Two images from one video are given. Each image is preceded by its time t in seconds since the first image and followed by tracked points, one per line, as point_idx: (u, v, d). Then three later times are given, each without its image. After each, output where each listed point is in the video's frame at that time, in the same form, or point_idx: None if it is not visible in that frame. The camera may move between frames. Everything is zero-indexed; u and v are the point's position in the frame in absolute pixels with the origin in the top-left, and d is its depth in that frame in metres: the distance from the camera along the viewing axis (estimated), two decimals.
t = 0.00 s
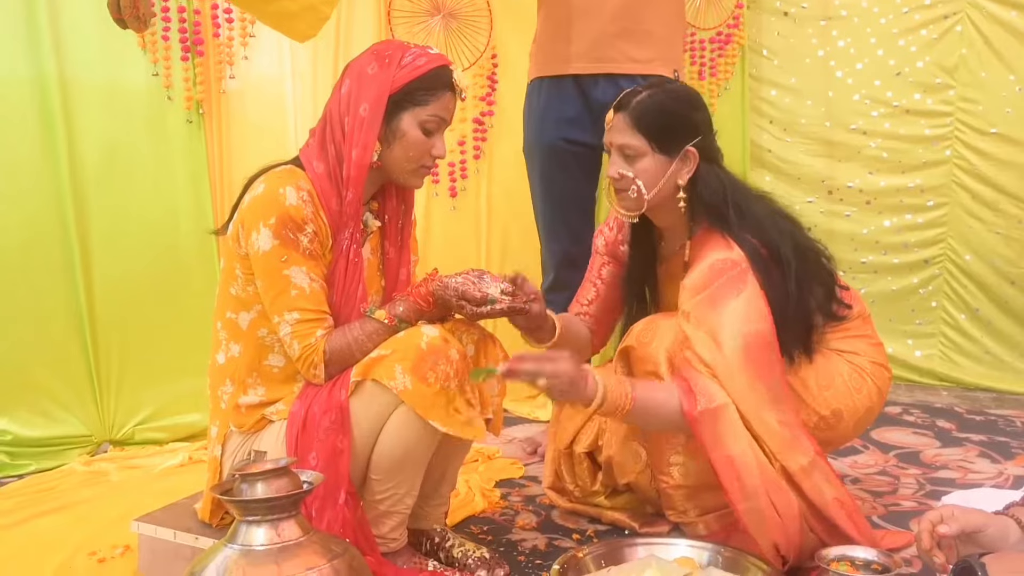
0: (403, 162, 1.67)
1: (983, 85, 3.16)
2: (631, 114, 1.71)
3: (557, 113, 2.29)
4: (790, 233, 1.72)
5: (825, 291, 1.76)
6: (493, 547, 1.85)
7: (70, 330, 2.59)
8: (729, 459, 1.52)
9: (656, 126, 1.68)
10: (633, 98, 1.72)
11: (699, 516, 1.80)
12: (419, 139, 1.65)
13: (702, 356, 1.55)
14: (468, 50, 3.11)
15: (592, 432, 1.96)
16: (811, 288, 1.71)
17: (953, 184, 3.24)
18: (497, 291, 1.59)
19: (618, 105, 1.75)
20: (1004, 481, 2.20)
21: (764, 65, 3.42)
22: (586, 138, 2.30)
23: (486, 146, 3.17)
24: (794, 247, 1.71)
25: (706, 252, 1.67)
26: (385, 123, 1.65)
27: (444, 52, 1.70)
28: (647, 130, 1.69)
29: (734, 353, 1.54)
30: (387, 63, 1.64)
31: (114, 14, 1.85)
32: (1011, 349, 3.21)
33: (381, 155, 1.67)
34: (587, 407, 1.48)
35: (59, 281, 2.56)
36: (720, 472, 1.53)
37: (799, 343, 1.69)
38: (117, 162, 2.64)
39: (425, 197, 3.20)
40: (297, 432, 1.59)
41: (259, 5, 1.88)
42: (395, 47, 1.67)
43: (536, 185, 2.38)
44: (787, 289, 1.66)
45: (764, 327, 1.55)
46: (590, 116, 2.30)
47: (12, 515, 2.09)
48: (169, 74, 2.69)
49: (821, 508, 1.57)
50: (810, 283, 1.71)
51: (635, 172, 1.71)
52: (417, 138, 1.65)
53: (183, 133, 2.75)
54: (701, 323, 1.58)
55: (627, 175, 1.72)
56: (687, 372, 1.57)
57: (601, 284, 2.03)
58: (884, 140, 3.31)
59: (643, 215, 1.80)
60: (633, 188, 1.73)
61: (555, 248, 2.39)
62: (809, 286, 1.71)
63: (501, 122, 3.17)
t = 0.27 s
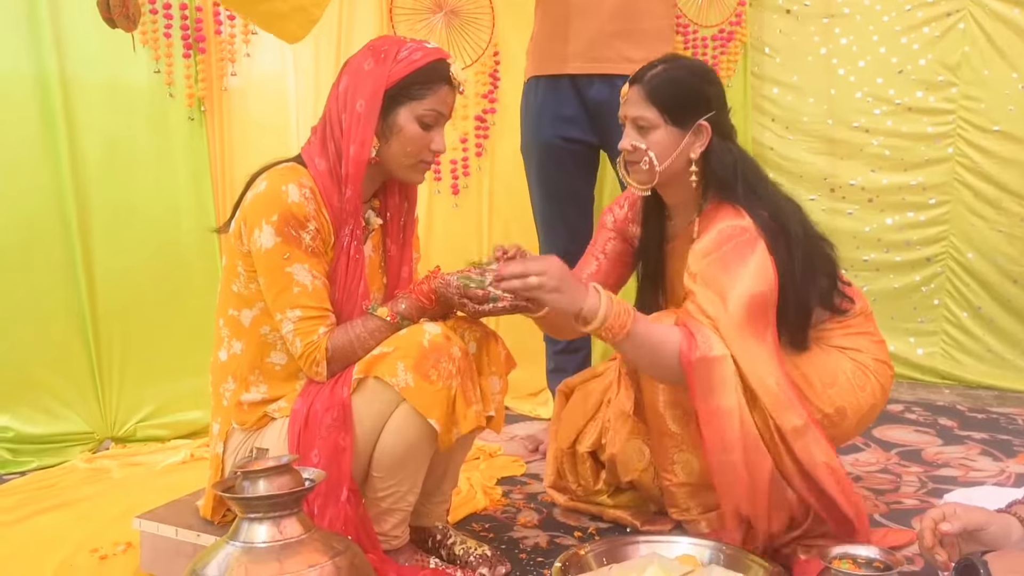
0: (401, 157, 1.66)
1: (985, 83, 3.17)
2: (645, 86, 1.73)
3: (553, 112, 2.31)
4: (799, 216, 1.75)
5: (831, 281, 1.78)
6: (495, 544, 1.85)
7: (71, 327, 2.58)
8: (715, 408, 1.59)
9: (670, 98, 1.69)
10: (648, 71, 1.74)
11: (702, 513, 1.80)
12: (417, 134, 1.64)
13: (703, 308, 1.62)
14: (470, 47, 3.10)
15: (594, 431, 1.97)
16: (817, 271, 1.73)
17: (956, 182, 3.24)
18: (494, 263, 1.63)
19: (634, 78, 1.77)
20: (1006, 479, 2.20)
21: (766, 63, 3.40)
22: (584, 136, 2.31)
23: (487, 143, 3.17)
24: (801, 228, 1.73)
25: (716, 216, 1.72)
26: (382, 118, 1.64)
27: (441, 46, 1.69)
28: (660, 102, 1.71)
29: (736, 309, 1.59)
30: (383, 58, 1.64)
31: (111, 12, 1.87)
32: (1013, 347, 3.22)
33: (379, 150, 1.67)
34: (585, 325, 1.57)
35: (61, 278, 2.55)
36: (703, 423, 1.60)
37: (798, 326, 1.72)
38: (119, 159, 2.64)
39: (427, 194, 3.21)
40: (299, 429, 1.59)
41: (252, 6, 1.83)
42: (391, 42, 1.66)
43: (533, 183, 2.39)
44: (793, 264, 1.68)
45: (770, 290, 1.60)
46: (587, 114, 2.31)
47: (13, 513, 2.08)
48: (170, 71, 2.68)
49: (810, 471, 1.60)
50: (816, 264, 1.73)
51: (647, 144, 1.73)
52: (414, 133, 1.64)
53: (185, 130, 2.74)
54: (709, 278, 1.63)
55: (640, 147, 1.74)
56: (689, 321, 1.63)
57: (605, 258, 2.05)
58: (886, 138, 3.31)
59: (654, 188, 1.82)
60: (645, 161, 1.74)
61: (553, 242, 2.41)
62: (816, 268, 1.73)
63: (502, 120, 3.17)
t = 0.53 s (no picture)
0: (396, 155, 1.66)
1: (986, 80, 3.16)
2: (655, 65, 1.76)
3: (550, 110, 2.31)
4: (796, 198, 1.71)
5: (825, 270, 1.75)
6: (495, 542, 1.85)
7: (72, 325, 2.58)
8: (661, 367, 1.65)
9: (678, 77, 1.73)
10: (658, 49, 1.77)
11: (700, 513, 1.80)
12: (412, 130, 1.63)
13: (675, 269, 1.60)
14: (471, 45, 3.11)
15: (593, 435, 1.93)
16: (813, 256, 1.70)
17: (956, 180, 3.24)
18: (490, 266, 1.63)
19: (644, 57, 1.81)
20: (1007, 477, 2.20)
21: (767, 61, 3.40)
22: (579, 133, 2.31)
23: (488, 142, 3.17)
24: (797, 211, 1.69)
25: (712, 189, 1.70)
26: (376, 115, 1.63)
27: (436, 42, 1.67)
28: (670, 80, 1.74)
29: (709, 278, 1.58)
30: (376, 55, 1.63)
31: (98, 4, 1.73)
32: (1014, 345, 3.21)
33: (374, 148, 1.66)
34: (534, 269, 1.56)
35: (61, 276, 2.56)
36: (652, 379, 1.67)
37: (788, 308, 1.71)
38: (119, 157, 2.64)
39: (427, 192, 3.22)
40: (300, 427, 1.59)
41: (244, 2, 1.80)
42: (384, 39, 1.66)
43: (529, 181, 2.39)
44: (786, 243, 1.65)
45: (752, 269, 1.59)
46: (583, 112, 2.31)
47: (14, 512, 2.09)
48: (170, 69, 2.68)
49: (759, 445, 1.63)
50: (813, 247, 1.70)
51: (655, 122, 1.77)
52: (409, 129, 1.63)
53: (185, 128, 2.74)
54: (688, 241, 1.61)
55: (648, 125, 1.78)
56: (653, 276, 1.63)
57: (609, 237, 2.10)
58: (887, 135, 3.31)
59: (661, 166, 1.85)
60: (653, 138, 1.78)
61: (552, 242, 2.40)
62: (812, 252, 1.70)
63: (503, 118, 3.17)
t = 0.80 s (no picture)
0: (389, 145, 1.65)
1: (987, 78, 3.16)
2: (661, 55, 1.78)
3: (549, 109, 2.31)
4: (782, 197, 1.72)
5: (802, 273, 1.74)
6: (496, 540, 1.85)
7: (72, 323, 2.59)
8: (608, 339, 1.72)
9: (684, 68, 1.75)
10: (665, 40, 1.79)
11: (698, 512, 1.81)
12: (402, 118, 1.62)
13: (620, 228, 1.69)
14: (472, 42, 3.10)
15: (593, 434, 1.92)
16: (788, 258, 1.71)
17: (957, 177, 3.23)
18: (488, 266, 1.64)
19: (650, 47, 1.83)
20: (1008, 475, 2.19)
21: (768, 58, 3.40)
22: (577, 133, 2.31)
23: (489, 140, 3.17)
24: (778, 211, 1.69)
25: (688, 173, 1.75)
26: (365, 107, 1.63)
27: (421, 30, 1.67)
28: (675, 72, 1.76)
29: (647, 248, 1.66)
30: (361, 49, 1.64)
31: None
32: (1015, 343, 3.21)
33: (367, 141, 1.66)
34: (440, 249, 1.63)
35: (61, 274, 2.56)
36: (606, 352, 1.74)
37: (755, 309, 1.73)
38: (119, 155, 2.64)
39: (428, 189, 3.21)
40: (301, 425, 1.59)
41: None
42: (370, 32, 1.66)
43: (527, 179, 2.39)
44: (751, 242, 1.67)
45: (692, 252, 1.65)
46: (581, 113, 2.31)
47: (15, 510, 2.09)
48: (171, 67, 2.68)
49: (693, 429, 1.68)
50: (787, 251, 1.70)
51: (657, 112, 1.78)
52: (399, 118, 1.62)
53: (186, 126, 2.74)
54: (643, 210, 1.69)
55: (650, 114, 1.79)
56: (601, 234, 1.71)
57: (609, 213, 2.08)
58: (888, 133, 3.30)
59: (659, 157, 1.86)
60: (654, 128, 1.79)
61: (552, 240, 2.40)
62: (787, 256, 1.71)
63: (504, 115, 3.17)
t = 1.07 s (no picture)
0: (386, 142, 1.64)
1: (987, 76, 3.15)
2: (659, 49, 1.78)
3: (558, 109, 2.31)
4: (787, 193, 1.75)
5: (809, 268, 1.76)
6: (496, 539, 1.85)
7: (73, 323, 2.59)
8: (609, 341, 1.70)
9: (680, 62, 1.75)
10: (662, 34, 1.80)
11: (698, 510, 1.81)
12: (398, 114, 1.62)
13: (632, 231, 1.68)
14: (472, 43, 3.13)
15: (592, 436, 1.92)
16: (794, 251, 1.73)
17: (958, 176, 3.23)
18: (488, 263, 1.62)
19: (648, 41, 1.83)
20: (1009, 473, 2.19)
21: (768, 57, 3.42)
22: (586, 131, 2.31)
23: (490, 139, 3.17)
24: (782, 206, 1.72)
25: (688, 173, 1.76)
26: (361, 105, 1.64)
27: (413, 26, 1.68)
28: (672, 65, 1.76)
29: (665, 250, 1.65)
30: (353, 48, 1.64)
31: None
32: (1016, 341, 3.20)
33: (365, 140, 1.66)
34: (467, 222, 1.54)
35: (62, 273, 2.56)
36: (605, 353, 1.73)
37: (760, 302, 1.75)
38: (120, 154, 2.65)
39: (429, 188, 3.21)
40: (302, 425, 1.59)
41: None
42: (360, 32, 1.67)
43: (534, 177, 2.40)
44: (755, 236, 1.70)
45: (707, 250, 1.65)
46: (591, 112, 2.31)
47: (17, 509, 2.09)
48: (172, 66, 2.68)
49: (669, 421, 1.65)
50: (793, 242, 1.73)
51: (655, 106, 1.79)
52: (394, 114, 1.62)
53: (187, 125, 2.75)
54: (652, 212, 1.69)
55: (648, 108, 1.79)
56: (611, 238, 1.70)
57: (605, 200, 2.07)
58: (888, 132, 3.30)
59: (656, 150, 1.87)
60: (651, 122, 1.80)
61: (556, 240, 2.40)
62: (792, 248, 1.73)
63: (505, 115, 3.18)
